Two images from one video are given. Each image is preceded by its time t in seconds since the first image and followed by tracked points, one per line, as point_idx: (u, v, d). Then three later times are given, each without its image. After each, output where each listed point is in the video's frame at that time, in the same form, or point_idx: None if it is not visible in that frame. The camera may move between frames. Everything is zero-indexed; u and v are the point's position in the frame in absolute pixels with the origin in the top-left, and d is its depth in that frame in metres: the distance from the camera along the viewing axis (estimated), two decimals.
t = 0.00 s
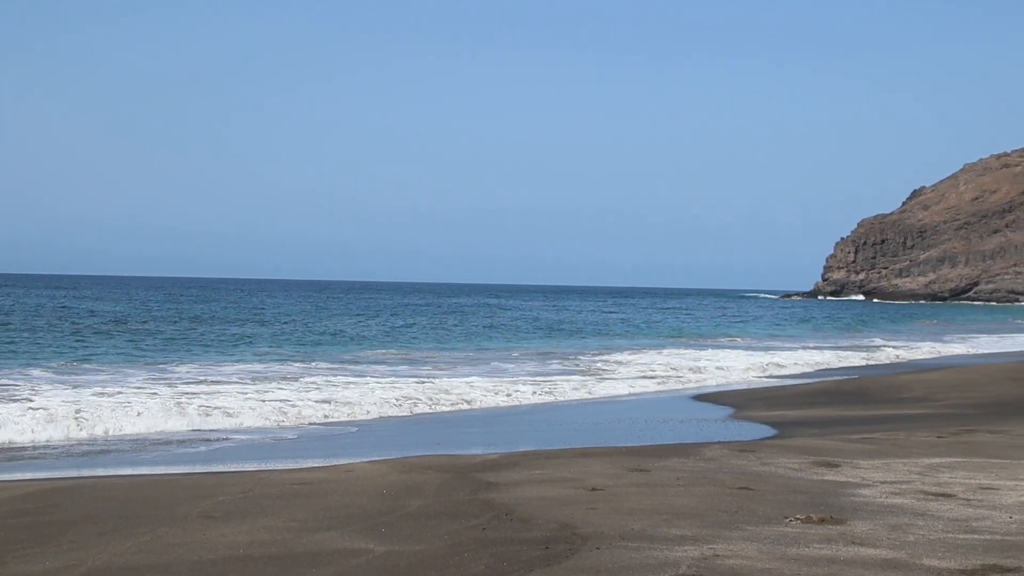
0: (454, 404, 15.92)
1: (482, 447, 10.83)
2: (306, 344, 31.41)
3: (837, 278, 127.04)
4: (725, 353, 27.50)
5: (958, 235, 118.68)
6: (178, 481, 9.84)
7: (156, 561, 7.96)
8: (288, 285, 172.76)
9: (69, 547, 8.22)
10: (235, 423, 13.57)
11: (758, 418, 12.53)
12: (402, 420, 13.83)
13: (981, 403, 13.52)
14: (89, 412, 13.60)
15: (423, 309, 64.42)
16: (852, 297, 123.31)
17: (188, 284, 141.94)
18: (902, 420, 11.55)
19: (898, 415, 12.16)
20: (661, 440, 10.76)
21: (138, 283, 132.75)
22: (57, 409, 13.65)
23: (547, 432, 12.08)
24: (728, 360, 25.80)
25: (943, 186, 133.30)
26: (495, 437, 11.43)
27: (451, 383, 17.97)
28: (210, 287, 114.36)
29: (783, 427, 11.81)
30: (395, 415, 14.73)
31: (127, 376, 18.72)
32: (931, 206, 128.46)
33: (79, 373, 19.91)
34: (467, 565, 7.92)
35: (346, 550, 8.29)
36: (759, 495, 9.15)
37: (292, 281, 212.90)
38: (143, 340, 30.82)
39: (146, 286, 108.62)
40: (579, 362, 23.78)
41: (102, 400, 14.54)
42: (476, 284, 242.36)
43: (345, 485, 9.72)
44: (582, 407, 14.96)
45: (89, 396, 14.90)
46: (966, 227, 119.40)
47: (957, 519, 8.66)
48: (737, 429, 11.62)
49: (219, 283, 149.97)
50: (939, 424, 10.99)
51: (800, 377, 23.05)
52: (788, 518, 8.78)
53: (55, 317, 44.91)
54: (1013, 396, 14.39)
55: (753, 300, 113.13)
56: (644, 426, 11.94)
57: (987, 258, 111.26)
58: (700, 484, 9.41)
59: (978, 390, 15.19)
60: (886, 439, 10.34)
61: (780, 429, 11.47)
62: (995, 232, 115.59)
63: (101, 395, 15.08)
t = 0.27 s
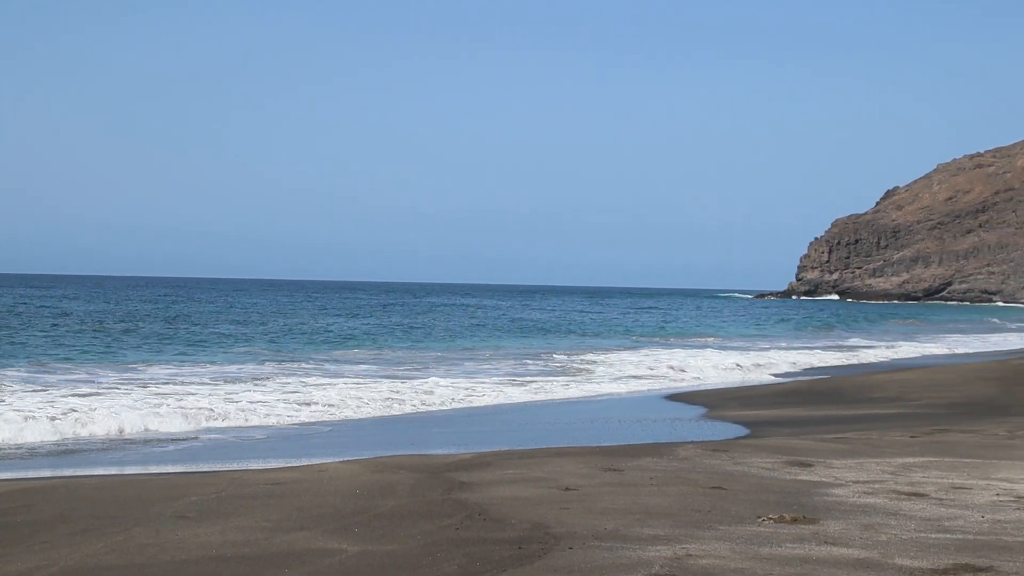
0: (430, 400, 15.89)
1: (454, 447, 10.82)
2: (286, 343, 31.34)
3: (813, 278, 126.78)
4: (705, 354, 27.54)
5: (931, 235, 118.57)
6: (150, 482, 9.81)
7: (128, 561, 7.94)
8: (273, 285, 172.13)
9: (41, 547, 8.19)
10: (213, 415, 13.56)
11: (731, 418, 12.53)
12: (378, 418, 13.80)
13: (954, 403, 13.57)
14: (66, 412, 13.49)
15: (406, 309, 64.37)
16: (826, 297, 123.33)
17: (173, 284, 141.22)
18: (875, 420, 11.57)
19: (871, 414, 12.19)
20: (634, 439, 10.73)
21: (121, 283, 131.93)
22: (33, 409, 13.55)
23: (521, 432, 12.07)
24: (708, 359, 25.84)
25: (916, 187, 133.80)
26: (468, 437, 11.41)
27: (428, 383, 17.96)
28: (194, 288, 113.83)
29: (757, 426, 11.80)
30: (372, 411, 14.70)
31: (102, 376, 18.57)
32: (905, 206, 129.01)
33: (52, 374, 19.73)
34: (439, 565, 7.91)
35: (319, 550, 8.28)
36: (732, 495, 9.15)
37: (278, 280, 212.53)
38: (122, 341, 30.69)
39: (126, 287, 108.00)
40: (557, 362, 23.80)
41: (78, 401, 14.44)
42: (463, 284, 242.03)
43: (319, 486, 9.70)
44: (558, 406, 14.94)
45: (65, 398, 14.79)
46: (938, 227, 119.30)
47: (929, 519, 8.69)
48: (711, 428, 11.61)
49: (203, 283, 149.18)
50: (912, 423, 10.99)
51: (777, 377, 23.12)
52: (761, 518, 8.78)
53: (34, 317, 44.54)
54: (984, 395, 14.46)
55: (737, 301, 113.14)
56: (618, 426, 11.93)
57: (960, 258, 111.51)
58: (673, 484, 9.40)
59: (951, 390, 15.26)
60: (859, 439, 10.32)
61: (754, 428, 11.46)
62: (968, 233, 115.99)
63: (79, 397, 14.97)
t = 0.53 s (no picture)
0: (410, 399, 15.90)
1: (429, 448, 10.83)
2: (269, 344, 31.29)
3: (790, 279, 126.06)
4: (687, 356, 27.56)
5: (907, 236, 119.22)
6: (125, 483, 9.79)
7: (103, 563, 7.91)
8: (258, 285, 171.46)
9: (15, 549, 8.16)
10: (192, 412, 13.56)
11: (706, 419, 12.54)
12: (357, 417, 13.80)
13: (930, 404, 13.62)
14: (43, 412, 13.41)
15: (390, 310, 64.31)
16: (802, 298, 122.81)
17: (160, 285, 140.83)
18: (849, 420, 11.62)
19: (846, 414, 12.24)
20: (610, 440, 10.73)
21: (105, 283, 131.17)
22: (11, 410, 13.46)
23: (497, 432, 12.07)
24: (690, 360, 25.91)
25: (892, 187, 134.33)
26: (444, 438, 11.42)
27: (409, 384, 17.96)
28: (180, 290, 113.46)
29: (732, 427, 11.81)
30: (353, 409, 14.69)
31: (80, 377, 18.44)
32: (881, 208, 129.52)
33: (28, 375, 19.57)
34: (413, 566, 7.90)
35: (294, 552, 8.27)
36: (707, 496, 9.16)
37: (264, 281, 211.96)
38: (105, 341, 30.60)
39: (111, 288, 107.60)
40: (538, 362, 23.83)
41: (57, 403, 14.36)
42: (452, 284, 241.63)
43: (294, 486, 9.70)
44: (535, 406, 14.94)
45: (44, 399, 14.70)
46: (914, 228, 120.31)
47: (903, 520, 8.72)
48: (687, 429, 11.61)
49: (187, 284, 148.39)
50: (886, 424, 11.02)
51: (757, 375, 23.18)
52: (736, 518, 8.79)
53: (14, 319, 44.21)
54: (959, 396, 14.53)
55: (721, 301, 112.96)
56: (594, 426, 11.93)
57: (935, 258, 111.21)
58: (648, 485, 9.40)
59: (927, 390, 15.33)
60: (834, 440, 10.33)
61: (729, 429, 11.48)
62: (944, 233, 116.43)
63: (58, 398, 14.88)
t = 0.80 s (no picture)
0: (391, 399, 15.91)
1: (406, 449, 10.83)
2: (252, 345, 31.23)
3: (767, 280, 125.33)
4: (669, 358, 27.60)
5: (884, 238, 119.58)
6: (101, 483, 9.77)
7: (79, 563, 7.87)
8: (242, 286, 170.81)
9: None
10: (171, 412, 13.52)
11: (684, 420, 12.54)
12: (336, 417, 13.80)
13: (907, 405, 13.67)
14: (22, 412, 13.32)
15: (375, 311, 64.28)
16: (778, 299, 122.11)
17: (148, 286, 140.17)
18: (825, 421, 11.67)
19: (822, 416, 12.30)
20: (588, 441, 10.72)
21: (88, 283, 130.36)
22: None
23: (475, 434, 12.07)
24: (672, 362, 25.98)
25: (869, 189, 134.78)
26: (422, 438, 11.42)
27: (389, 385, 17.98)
28: (165, 290, 113.27)
29: (709, 429, 11.81)
30: (334, 408, 14.69)
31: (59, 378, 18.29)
32: (858, 209, 129.95)
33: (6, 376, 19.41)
34: (391, 567, 7.88)
35: (271, 553, 8.25)
36: (685, 497, 9.16)
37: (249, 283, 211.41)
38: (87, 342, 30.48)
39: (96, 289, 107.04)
40: (520, 364, 23.86)
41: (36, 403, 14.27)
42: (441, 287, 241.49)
43: (271, 487, 9.68)
44: (514, 407, 14.93)
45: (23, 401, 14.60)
46: (892, 230, 120.81)
47: (880, 520, 8.73)
48: (665, 430, 11.61)
49: (172, 285, 147.61)
50: (862, 426, 11.03)
51: (738, 374, 23.25)
52: (713, 519, 8.79)
53: None
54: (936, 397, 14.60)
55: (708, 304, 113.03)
56: (572, 428, 11.92)
57: (912, 261, 112.19)
58: (625, 486, 9.39)
59: (904, 391, 15.40)
60: (812, 441, 10.34)
61: (706, 430, 11.50)
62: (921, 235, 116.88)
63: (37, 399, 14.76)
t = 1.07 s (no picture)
0: (375, 400, 15.92)
1: (387, 450, 10.83)
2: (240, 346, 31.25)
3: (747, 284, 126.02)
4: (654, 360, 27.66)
5: (864, 241, 119.45)
6: (80, 483, 9.74)
7: (57, 563, 7.84)
8: (234, 287, 170.50)
9: None
10: (154, 411, 13.52)
11: (665, 422, 12.57)
12: (319, 417, 13.80)
13: (887, 408, 13.73)
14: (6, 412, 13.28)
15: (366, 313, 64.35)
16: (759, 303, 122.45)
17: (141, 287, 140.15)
18: (806, 424, 11.70)
19: (803, 419, 12.33)
20: (567, 443, 10.73)
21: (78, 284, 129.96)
22: None
23: (456, 435, 12.06)
24: (658, 364, 26.02)
25: (851, 194, 135.21)
26: (402, 439, 11.41)
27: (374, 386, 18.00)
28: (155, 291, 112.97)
29: (690, 430, 11.83)
30: (318, 408, 14.69)
31: (45, 379, 18.24)
32: (839, 213, 130.43)
33: None
34: (368, 568, 7.87)
35: (250, 554, 8.24)
36: (664, 498, 9.16)
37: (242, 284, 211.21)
38: (75, 342, 30.51)
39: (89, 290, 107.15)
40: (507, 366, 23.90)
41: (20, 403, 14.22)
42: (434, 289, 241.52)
43: (251, 488, 9.67)
44: (497, 408, 14.94)
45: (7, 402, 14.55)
46: (872, 233, 120.41)
47: (859, 523, 8.75)
48: (645, 432, 11.62)
49: (163, 285, 147.25)
50: (843, 429, 11.05)
51: (723, 376, 23.31)
52: (692, 522, 8.80)
53: None
54: (917, 401, 14.66)
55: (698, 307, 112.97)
56: (552, 429, 11.93)
57: (892, 264, 112.67)
58: (605, 488, 9.39)
59: (885, 395, 15.46)
60: (792, 443, 10.35)
61: (686, 432, 11.52)
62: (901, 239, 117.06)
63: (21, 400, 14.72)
